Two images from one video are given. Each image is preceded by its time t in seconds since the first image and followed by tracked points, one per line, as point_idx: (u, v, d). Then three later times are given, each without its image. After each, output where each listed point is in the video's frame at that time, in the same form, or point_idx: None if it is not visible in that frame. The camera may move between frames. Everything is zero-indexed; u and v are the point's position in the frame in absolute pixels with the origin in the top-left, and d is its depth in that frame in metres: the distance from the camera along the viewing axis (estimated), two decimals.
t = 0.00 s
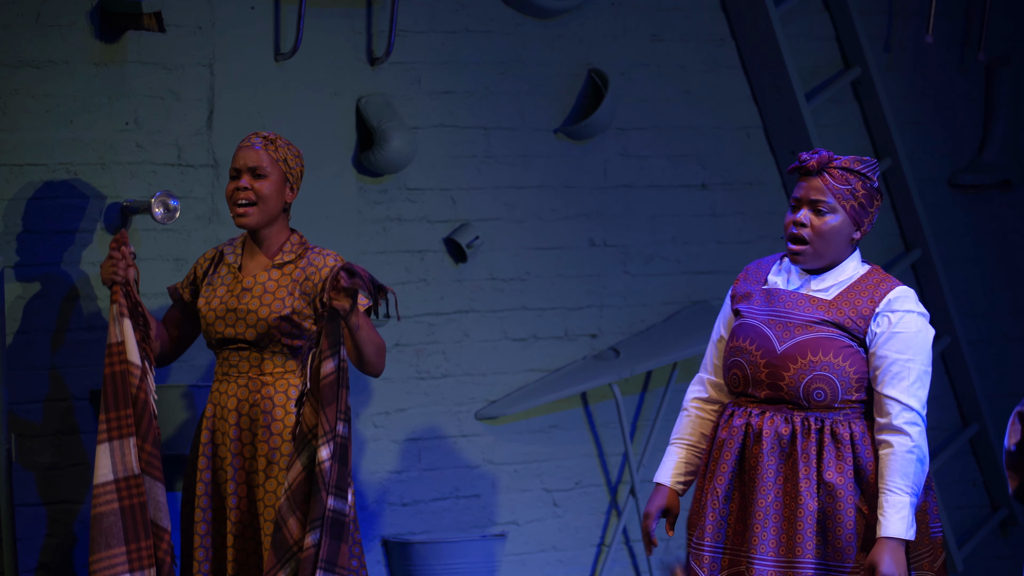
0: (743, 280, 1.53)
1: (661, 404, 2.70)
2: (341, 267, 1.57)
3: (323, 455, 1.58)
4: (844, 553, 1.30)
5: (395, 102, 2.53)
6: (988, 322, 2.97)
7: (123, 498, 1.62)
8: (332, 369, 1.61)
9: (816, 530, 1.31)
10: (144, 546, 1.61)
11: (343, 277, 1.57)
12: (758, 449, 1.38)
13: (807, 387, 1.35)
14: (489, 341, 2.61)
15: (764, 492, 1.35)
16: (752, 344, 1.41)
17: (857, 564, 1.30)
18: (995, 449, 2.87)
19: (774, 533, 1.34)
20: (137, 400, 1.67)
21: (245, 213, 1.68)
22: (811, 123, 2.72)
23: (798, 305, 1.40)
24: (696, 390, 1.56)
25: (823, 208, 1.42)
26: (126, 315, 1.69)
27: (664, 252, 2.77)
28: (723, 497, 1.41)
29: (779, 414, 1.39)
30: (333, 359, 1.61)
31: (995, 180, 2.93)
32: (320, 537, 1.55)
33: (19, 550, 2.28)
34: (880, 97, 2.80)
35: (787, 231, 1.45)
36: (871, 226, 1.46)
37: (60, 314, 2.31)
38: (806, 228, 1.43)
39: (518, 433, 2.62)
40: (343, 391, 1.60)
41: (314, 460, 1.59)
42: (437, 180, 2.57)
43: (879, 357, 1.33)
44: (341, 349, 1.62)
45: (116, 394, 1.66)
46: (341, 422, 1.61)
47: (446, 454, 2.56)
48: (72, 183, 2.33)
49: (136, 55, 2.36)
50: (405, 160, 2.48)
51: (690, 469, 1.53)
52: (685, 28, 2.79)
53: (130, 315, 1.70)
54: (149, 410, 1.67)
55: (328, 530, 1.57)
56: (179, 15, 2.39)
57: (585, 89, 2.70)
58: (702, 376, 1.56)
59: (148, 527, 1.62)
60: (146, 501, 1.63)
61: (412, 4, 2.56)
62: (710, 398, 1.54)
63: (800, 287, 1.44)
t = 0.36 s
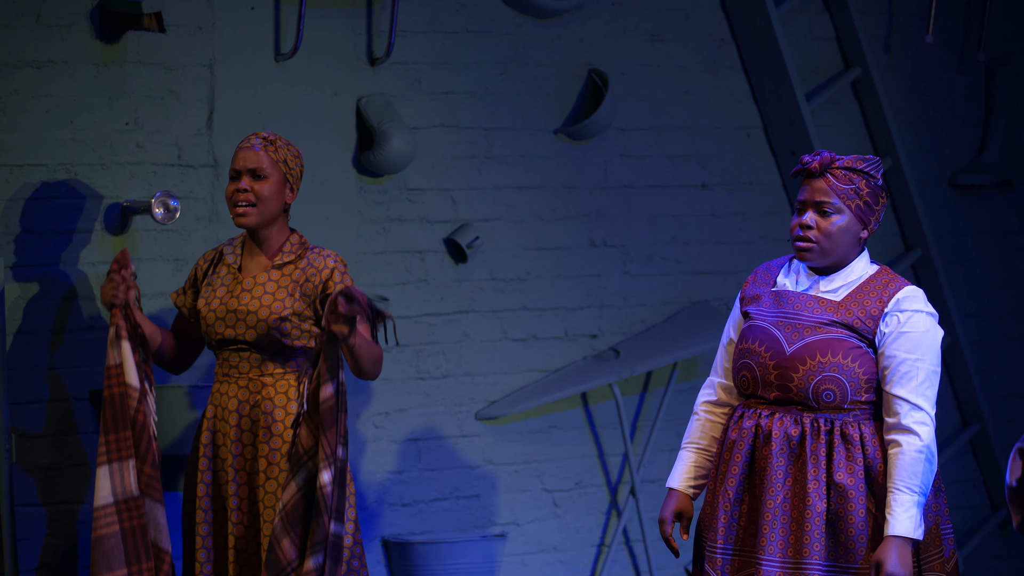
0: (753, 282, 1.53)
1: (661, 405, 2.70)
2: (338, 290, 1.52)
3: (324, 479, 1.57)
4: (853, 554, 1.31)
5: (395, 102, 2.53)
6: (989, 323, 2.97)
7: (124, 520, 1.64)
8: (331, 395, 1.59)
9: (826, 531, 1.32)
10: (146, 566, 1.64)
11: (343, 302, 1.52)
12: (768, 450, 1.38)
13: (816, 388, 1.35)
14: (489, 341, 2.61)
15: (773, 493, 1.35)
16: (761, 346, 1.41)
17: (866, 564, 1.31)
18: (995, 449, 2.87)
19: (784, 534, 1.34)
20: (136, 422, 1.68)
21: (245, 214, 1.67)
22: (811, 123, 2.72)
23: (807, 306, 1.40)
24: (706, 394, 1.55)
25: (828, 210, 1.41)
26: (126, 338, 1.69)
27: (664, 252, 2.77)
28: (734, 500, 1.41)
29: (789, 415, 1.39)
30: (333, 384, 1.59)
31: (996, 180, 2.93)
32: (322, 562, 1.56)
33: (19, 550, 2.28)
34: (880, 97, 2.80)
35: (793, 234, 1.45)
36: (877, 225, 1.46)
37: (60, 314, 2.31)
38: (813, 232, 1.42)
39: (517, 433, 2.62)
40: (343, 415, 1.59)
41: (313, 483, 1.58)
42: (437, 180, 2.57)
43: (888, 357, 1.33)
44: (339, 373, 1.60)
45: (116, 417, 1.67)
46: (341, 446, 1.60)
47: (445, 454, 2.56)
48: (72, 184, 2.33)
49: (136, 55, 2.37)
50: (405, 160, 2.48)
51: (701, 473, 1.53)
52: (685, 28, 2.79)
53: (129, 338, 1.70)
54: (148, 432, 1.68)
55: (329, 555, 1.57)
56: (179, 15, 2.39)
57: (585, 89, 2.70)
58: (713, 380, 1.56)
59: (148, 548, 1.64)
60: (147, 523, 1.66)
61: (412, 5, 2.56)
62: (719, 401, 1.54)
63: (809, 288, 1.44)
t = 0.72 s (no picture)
0: (751, 284, 1.52)
1: (661, 405, 2.70)
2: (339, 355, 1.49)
3: (333, 538, 1.56)
4: (858, 553, 1.30)
5: (395, 102, 2.53)
6: (989, 323, 2.97)
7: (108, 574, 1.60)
8: (338, 455, 1.58)
9: (830, 531, 1.31)
10: None
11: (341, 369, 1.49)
12: (771, 450, 1.38)
13: (819, 387, 1.35)
14: (489, 341, 2.61)
15: (776, 493, 1.35)
16: (763, 346, 1.41)
17: (871, 564, 1.30)
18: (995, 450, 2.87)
19: (788, 533, 1.34)
20: (126, 476, 1.63)
21: (245, 217, 1.66)
22: (811, 123, 2.73)
23: (808, 306, 1.39)
24: (704, 395, 1.55)
25: (826, 210, 1.41)
26: (124, 390, 1.64)
27: (664, 252, 2.77)
28: (737, 500, 1.40)
29: (791, 414, 1.39)
30: (338, 443, 1.58)
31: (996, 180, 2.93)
32: None
33: (19, 550, 2.28)
34: (880, 97, 2.80)
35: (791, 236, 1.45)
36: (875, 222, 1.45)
37: (60, 315, 2.31)
38: (811, 232, 1.42)
39: (518, 433, 2.62)
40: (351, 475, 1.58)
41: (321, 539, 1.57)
42: (437, 180, 2.57)
43: (892, 355, 1.32)
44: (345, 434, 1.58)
45: (108, 466, 1.62)
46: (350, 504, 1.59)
47: (446, 454, 2.56)
48: (71, 184, 2.32)
49: (136, 55, 2.36)
50: (405, 160, 2.48)
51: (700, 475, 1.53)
52: (685, 28, 2.79)
53: (127, 389, 1.64)
54: (137, 487, 1.63)
55: None
56: (178, 15, 2.39)
57: (585, 89, 2.70)
58: (711, 382, 1.56)
59: None
60: None
61: (411, 5, 2.56)
62: (717, 403, 1.54)
63: (809, 288, 1.44)
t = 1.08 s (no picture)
0: (737, 284, 1.52)
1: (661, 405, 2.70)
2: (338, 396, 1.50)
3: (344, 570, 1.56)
4: (847, 550, 1.30)
5: (395, 102, 2.53)
6: (989, 322, 2.97)
7: None
8: (343, 493, 1.58)
9: (819, 528, 1.31)
10: None
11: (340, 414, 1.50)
12: (759, 448, 1.37)
13: (808, 382, 1.35)
14: (489, 341, 2.61)
15: (766, 490, 1.34)
16: (750, 343, 1.40)
17: (859, 561, 1.30)
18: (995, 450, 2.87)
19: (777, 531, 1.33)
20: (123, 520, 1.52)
21: (244, 217, 1.66)
22: (811, 123, 2.73)
23: (795, 303, 1.39)
24: (689, 398, 1.55)
25: (812, 208, 1.41)
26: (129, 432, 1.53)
27: (664, 252, 2.77)
28: (726, 498, 1.39)
29: (779, 412, 1.38)
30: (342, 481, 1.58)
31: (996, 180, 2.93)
32: None
33: (19, 550, 2.28)
34: (880, 97, 2.80)
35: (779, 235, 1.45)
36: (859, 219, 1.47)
37: (60, 316, 2.31)
38: (797, 231, 1.42)
39: (518, 433, 2.62)
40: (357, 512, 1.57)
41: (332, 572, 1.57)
42: (437, 180, 2.57)
43: (879, 352, 1.33)
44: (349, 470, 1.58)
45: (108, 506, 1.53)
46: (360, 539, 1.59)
47: (446, 454, 2.56)
48: (71, 184, 2.32)
49: (136, 55, 2.36)
50: (405, 160, 2.48)
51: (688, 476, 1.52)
52: (686, 28, 2.79)
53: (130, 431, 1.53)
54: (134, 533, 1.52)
55: None
56: (179, 15, 2.39)
57: (585, 89, 2.70)
58: (696, 384, 1.55)
59: None
60: None
61: (412, 5, 2.56)
62: (703, 404, 1.54)
63: (795, 287, 1.44)
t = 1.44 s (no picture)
0: (720, 284, 1.52)
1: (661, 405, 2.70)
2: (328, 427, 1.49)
3: None
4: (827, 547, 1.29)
5: (395, 102, 2.53)
6: (988, 322, 2.97)
7: None
8: (353, 518, 1.58)
9: (802, 525, 1.30)
10: None
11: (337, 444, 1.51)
12: (742, 446, 1.37)
13: (790, 378, 1.34)
14: (489, 341, 2.61)
15: (749, 488, 1.34)
16: (733, 341, 1.40)
17: (840, 557, 1.29)
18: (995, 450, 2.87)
19: (761, 528, 1.33)
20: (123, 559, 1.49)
21: (242, 217, 1.65)
22: (811, 123, 2.72)
23: (777, 300, 1.39)
24: (672, 399, 1.55)
25: (793, 207, 1.42)
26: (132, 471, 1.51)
27: (664, 252, 2.77)
28: (710, 496, 1.39)
29: (762, 409, 1.38)
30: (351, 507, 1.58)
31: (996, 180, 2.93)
32: None
33: (19, 550, 2.28)
34: (880, 97, 2.80)
35: (761, 234, 1.45)
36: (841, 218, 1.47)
37: (60, 316, 2.31)
38: (779, 229, 1.42)
39: (518, 433, 2.62)
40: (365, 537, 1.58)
41: None
42: (437, 180, 2.57)
43: (862, 348, 1.33)
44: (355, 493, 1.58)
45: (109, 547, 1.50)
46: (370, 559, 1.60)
47: (447, 454, 2.56)
48: (71, 184, 2.32)
49: (136, 55, 2.36)
50: (405, 160, 2.48)
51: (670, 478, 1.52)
52: (686, 28, 2.79)
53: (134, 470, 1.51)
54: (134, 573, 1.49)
55: None
56: (179, 16, 2.39)
57: (585, 89, 2.70)
58: (682, 386, 1.55)
59: None
60: None
61: (412, 5, 2.56)
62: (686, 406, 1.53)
63: (778, 286, 1.44)
